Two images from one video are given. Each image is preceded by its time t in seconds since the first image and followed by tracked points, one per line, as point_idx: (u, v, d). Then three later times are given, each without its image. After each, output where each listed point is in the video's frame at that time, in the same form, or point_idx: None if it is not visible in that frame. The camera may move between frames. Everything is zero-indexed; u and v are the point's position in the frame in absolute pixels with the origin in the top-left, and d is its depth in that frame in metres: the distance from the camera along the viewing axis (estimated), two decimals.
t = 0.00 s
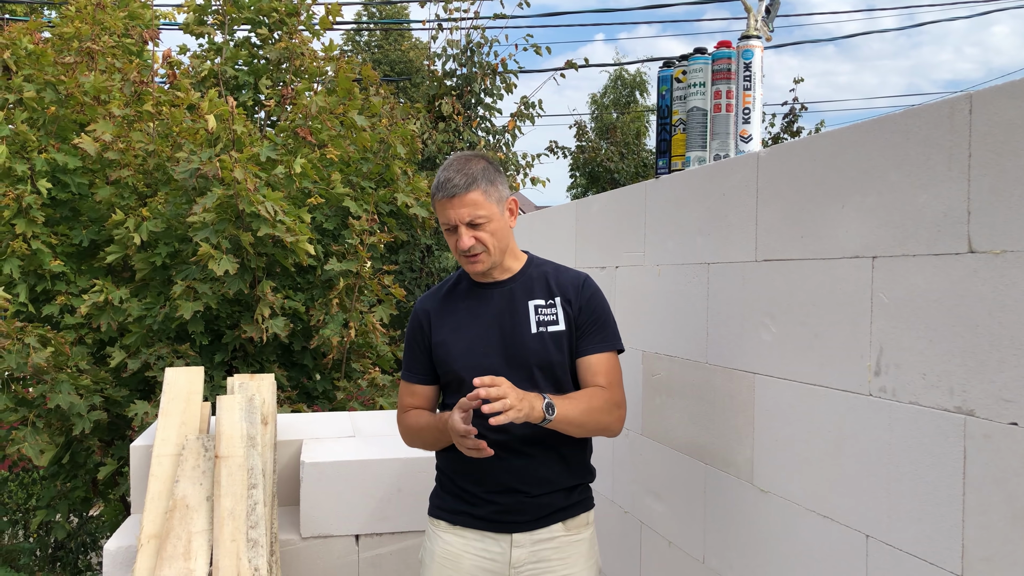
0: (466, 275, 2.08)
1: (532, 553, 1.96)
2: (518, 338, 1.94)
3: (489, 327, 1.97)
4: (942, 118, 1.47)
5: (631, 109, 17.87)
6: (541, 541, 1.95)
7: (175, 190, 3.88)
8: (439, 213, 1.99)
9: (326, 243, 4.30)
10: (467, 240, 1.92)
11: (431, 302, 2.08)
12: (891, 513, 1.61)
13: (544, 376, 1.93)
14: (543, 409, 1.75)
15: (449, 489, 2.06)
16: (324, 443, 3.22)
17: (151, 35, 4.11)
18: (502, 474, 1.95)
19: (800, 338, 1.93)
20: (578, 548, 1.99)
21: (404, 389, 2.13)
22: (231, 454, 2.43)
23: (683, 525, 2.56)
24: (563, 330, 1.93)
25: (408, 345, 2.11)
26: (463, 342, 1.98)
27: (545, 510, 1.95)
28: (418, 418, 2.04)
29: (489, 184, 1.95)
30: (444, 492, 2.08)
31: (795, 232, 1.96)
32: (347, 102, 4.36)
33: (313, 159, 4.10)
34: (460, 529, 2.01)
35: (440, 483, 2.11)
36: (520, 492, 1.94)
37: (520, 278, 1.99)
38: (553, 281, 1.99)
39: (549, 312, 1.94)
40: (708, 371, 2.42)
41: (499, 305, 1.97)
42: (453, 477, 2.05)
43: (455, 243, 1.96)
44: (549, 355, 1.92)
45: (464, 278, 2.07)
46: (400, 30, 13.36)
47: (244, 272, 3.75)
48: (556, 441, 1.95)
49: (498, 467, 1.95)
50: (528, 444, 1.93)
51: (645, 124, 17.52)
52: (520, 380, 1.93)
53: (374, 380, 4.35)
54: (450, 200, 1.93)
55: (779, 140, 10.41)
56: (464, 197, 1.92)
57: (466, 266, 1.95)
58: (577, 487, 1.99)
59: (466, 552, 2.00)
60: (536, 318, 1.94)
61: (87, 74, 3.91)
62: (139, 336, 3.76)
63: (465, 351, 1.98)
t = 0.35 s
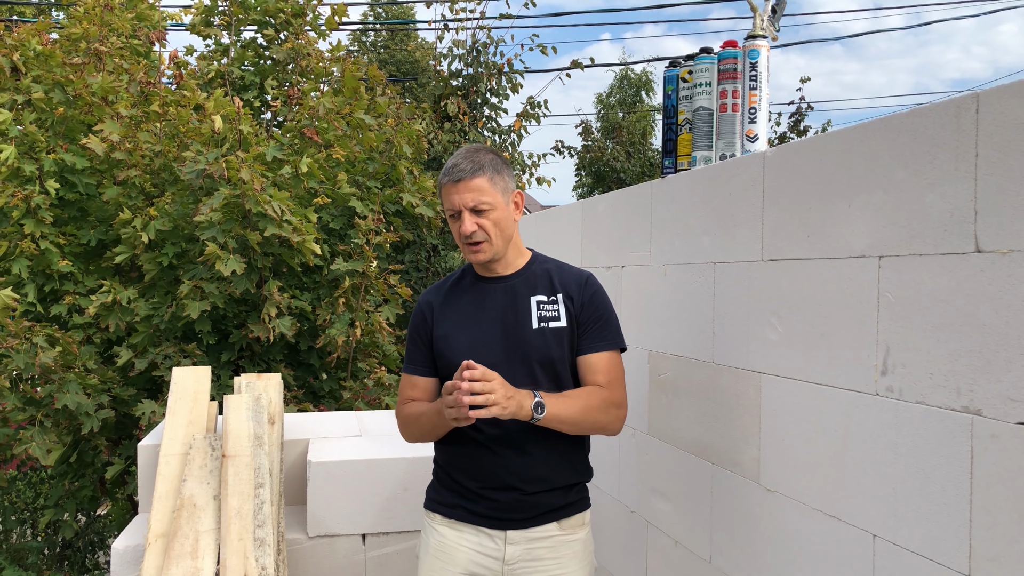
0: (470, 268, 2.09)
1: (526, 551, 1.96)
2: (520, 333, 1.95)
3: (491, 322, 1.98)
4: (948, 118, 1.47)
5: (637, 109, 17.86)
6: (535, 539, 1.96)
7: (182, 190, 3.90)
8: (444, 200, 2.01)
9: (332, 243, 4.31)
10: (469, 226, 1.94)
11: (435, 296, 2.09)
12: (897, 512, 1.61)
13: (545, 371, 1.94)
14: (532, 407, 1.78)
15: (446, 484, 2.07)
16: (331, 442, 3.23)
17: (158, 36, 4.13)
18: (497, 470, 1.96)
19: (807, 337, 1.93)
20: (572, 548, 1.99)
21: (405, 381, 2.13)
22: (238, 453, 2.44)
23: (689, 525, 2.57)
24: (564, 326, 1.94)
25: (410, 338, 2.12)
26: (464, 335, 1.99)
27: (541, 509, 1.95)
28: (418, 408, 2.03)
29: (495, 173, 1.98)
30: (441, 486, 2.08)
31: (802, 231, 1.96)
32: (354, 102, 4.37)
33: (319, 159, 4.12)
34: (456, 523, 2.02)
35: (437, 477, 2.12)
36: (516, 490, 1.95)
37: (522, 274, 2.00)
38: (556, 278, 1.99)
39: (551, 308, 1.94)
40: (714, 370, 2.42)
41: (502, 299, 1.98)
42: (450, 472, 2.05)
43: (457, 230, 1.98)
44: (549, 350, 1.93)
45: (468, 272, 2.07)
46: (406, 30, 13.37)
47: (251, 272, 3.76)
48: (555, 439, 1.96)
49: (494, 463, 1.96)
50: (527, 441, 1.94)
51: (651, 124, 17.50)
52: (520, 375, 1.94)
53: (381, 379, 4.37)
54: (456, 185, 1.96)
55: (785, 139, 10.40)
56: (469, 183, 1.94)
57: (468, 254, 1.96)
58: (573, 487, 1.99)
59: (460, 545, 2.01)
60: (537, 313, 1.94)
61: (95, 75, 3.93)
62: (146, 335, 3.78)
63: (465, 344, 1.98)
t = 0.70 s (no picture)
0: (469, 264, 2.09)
1: (523, 551, 1.98)
2: (515, 329, 1.95)
3: (487, 318, 1.98)
4: (949, 115, 1.47)
5: (640, 107, 17.84)
6: (531, 539, 1.98)
7: (185, 190, 3.91)
8: (453, 191, 2.01)
9: (335, 243, 4.32)
10: (477, 220, 1.94)
11: (430, 291, 2.09)
12: (899, 510, 1.61)
13: (540, 367, 1.94)
14: (521, 402, 1.80)
15: (440, 484, 2.06)
16: (334, 442, 3.24)
17: (161, 36, 4.15)
18: (492, 469, 1.96)
19: (808, 336, 1.93)
20: (566, 547, 2.02)
21: (398, 375, 2.14)
22: (241, 453, 2.45)
23: (692, 524, 2.57)
24: (560, 323, 1.95)
25: (405, 332, 2.12)
26: (459, 329, 1.99)
27: (536, 508, 1.97)
28: (410, 404, 2.08)
29: (507, 171, 2.00)
30: (434, 486, 2.08)
31: (804, 229, 1.96)
32: (356, 101, 4.38)
33: (322, 158, 4.12)
34: (454, 524, 2.02)
35: (429, 477, 2.12)
36: (511, 489, 1.96)
37: (520, 271, 2.01)
38: (553, 276, 2.00)
39: (548, 305, 1.96)
40: (717, 368, 2.42)
41: (498, 295, 1.99)
42: (444, 471, 2.05)
43: (463, 223, 1.98)
44: (545, 347, 1.93)
45: (465, 268, 2.08)
46: (408, 30, 13.38)
47: (254, 272, 3.77)
48: (553, 438, 1.97)
49: (488, 463, 1.96)
50: (523, 440, 1.96)
51: (654, 123, 17.48)
52: (515, 370, 1.94)
53: (384, 379, 4.38)
54: (467, 178, 1.97)
55: (788, 137, 10.38)
56: (481, 177, 1.95)
57: (472, 248, 1.96)
58: (567, 486, 2.01)
59: (459, 544, 2.00)
60: (534, 310, 1.95)
61: (98, 76, 3.94)
62: (150, 335, 3.79)
63: (460, 338, 1.98)
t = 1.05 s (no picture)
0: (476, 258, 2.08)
1: (531, 546, 2.00)
2: (522, 326, 1.96)
3: (494, 314, 1.98)
4: (954, 112, 1.46)
5: (645, 104, 17.81)
6: (541, 533, 2.00)
7: (190, 188, 3.92)
8: (473, 183, 1.99)
9: (340, 241, 4.33)
10: (498, 216, 1.94)
11: (435, 287, 2.08)
12: (903, 507, 1.61)
13: (547, 364, 1.96)
14: (525, 402, 1.79)
15: (447, 481, 2.06)
16: (339, 439, 3.25)
17: (165, 35, 4.16)
18: (502, 465, 1.97)
19: (812, 333, 1.93)
20: (573, 540, 2.04)
21: (401, 370, 2.13)
22: (247, 451, 2.46)
23: (696, 521, 2.57)
24: (567, 320, 1.97)
25: (408, 327, 2.10)
26: (465, 326, 1.99)
27: (544, 503, 1.99)
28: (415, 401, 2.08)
29: (531, 170, 2.00)
30: (441, 483, 2.08)
31: (808, 226, 1.95)
32: (361, 99, 4.40)
33: (327, 156, 4.13)
34: (461, 520, 2.02)
35: (435, 474, 2.12)
36: (520, 484, 1.98)
37: (527, 269, 2.02)
38: (560, 274, 2.02)
39: (555, 303, 1.97)
40: (721, 365, 2.42)
41: (504, 292, 1.99)
42: (451, 468, 2.05)
43: (481, 216, 1.96)
44: (552, 344, 1.95)
45: (471, 265, 2.07)
46: (413, 28, 13.37)
47: (259, 270, 3.78)
48: (559, 432, 2.00)
49: (497, 458, 1.97)
50: (531, 435, 1.98)
51: (659, 120, 17.44)
52: (522, 367, 1.95)
53: (389, 377, 4.39)
54: (492, 172, 1.95)
55: (793, 134, 10.35)
56: (507, 174, 1.95)
57: (487, 242, 1.96)
58: (572, 481, 2.05)
59: (466, 542, 2.01)
60: (541, 307, 1.96)
61: (104, 75, 3.95)
62: (156, 333, 3.81)
63: (466, 334, 1.98)
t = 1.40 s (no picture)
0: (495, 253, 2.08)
1: (537, 541, 2.01)
2: (538, 323, 1.97)
3: (511, 310, 1.99)
4: (957, 106, 1.46)
5: (649, 100, 17.78)
6: (547, 529, 2.01)
7: (194, 185, 3.93)
8: (504, 180, 1.99)
9: (343, 238, 4.34)
10: (528, 217, 1.94)
11: (452, 279, 2.08)
12: (907, 503, 1.61)
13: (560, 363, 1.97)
14: (558, 374, 1.79)
15: (454, 475, 2.06)
16: (342, 436, 3.26)
17: (168, 32, 4.17)
18: (509, 461, 1.98)
19: (816, 329, 1.92)
20: (580, 537, 2.06)
21: (413, 360, 2.11)
22: (250, 447, 2.47)
23: (699, 517, 2.57)
24: (583, 321, 1.99)
25: (422, 317, 2.09)
26: (481, 321, 1.99)
27: (550, 500, 2.00)
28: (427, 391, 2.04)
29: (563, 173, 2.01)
30: (448, 478, 2.08)
31: (811, 221, 1.95)
32: (364, 96, 4.41)
33: (330, 153, 4.13)
34: (466, 515, 2.02)
35: (442, 469, 2.12)
36: (527, 481, 1.98)
37: (544, 268, 2.03)
38: (578, 274, 2.04)
39: (572, 303, 1.99)
40: (724, 361, 2.41)
41: (522, 289, 2.00)
42: (458, 462, 2.05)
43: (510, 214, 1.97)
44: (566, 344, 1.97)
45: (489, 259, 2.08)
46: (415, 24, 13.36)
47: (262, 267, 3.79)
48: (567, 430, 2.01)
49: (505, 454, 1.98)
50: (542, 432, 1.98)
51: (663, 116, 17.41)
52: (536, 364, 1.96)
53: (393, 373, 4.39)
54: (526, 172, 1.96)
55: (797, 130, 10.33)
56: (541, 175, 1.96)
57: (514, 240, 1.96)
58: (579, 478, 2.05)
59: (472, 537, 2.01)
60: (558, 306, 1.98)
61: (106, 72, 3.95)
62: (159, 330, 3.82)
63: (482, 329, 1.99)
